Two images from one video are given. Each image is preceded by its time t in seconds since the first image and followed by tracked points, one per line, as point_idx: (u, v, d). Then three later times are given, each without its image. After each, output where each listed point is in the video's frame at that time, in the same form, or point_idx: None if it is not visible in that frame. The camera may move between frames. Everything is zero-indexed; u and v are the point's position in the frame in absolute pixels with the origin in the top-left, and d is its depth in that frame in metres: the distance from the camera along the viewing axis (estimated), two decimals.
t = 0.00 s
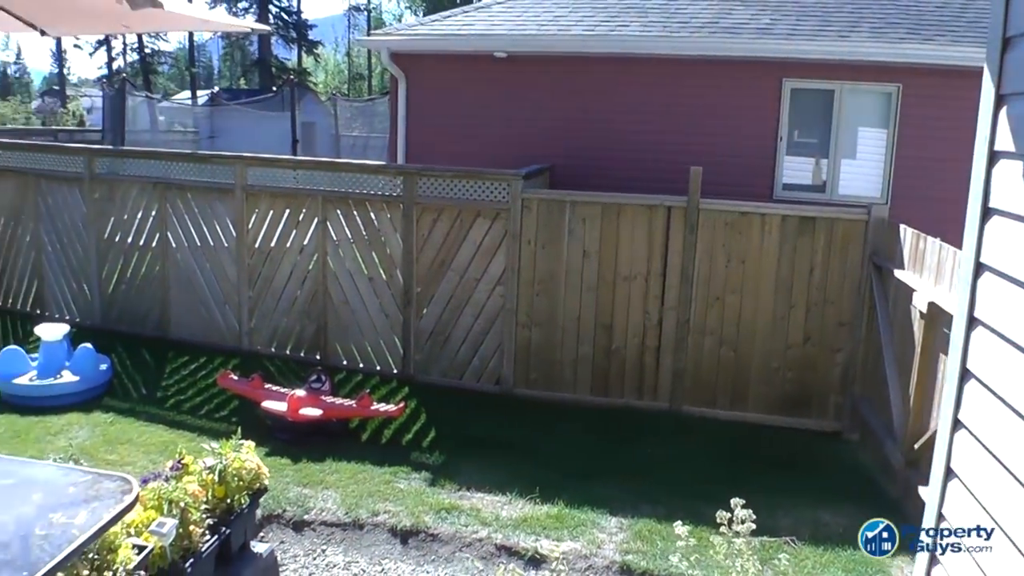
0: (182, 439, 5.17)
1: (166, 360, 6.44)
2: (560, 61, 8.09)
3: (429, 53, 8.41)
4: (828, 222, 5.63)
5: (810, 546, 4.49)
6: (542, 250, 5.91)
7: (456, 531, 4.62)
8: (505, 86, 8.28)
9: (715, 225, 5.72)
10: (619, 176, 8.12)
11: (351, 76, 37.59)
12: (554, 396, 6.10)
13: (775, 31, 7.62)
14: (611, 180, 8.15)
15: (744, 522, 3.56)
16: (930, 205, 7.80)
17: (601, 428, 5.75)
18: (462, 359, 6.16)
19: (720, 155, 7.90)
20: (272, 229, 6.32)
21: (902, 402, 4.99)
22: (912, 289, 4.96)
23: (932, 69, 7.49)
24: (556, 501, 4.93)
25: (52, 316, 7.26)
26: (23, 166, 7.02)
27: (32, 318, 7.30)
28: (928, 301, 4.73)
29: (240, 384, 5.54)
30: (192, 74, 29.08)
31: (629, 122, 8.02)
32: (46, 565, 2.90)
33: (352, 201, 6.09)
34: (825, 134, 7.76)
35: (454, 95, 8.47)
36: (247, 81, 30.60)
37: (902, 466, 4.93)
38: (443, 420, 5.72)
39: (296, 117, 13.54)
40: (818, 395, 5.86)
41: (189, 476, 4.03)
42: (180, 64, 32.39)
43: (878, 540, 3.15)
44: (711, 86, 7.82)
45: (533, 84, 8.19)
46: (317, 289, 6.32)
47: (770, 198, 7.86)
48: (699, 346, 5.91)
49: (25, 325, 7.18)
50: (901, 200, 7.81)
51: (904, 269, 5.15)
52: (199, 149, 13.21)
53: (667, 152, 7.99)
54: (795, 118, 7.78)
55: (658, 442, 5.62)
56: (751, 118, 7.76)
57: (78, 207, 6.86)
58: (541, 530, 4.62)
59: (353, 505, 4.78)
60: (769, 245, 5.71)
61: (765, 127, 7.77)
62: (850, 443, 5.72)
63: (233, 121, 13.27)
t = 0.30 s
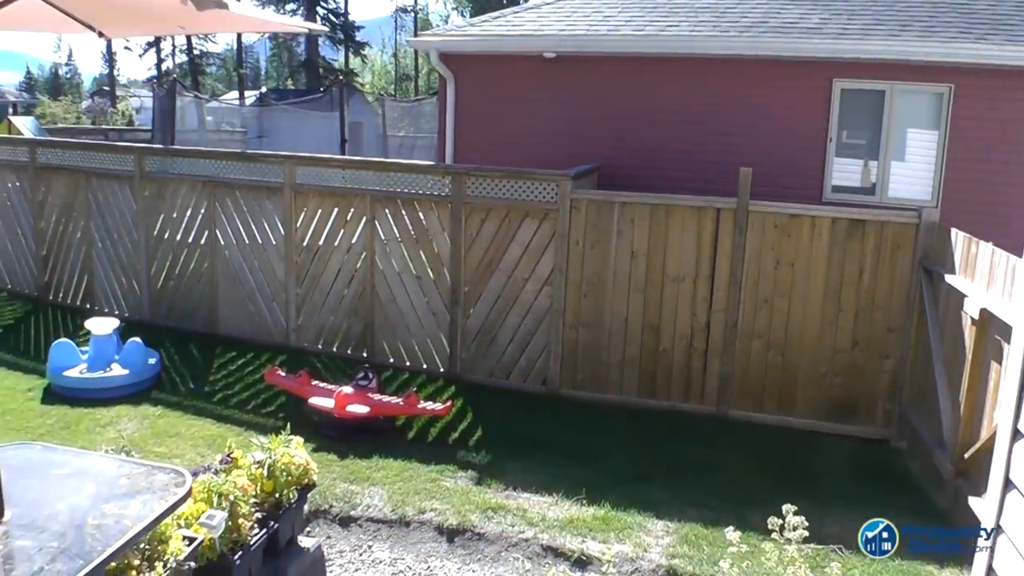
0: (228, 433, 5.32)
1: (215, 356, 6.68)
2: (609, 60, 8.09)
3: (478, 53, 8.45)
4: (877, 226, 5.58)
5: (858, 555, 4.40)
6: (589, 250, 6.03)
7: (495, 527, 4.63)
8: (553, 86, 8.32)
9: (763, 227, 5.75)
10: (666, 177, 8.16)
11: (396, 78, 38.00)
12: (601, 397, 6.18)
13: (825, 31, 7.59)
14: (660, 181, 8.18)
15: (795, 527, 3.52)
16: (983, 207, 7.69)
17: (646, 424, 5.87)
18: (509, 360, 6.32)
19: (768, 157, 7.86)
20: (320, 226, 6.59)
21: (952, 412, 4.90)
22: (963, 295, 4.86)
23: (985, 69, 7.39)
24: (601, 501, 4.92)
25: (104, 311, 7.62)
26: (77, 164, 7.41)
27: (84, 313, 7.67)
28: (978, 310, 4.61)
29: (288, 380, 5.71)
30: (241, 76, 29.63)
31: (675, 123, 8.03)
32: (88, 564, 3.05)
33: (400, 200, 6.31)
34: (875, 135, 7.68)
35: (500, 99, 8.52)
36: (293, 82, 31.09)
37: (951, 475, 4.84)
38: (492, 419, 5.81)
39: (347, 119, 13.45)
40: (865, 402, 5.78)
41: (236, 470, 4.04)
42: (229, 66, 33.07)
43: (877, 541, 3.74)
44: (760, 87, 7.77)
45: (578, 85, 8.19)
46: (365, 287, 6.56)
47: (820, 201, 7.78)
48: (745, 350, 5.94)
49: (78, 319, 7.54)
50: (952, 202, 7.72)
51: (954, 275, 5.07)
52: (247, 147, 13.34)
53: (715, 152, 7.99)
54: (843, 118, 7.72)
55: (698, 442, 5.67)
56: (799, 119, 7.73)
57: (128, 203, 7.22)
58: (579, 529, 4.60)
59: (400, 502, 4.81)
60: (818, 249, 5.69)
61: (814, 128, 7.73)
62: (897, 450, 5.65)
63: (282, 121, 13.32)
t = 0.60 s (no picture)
0: (273, 429, 5.35)
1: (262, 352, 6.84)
2: (658, 58, 8.13)
3: (527, 54, 8.60)
4: (926, 228, 5.48)
5: (906, 565, 4.28)
6: (637, 251, 6.05)
7: (520, 519, 4.67)
8: (601, 83, 8.42)
9: (814, 229, 5.69)
10: (712, 177, 8.15)
11: (442, 79, 38.24)
12: (647, 399, 6.20)
13: (875, 29, 7.51)
14: (706, 181, 8.15)
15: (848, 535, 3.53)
16: None
17: (695, 430, 5.83)
18: (555, 361, 6.37)
19: (817, 156, 7.83)
20: (366, 225, 6.73)
21: (1003, 420, 4.76)
22: (1013, 298, 4.73)
23: None
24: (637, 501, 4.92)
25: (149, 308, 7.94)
26: (125, 163, 7.75)
27: (132, 308, 7.99)
28: None
29: (335, 377, 5.83)
30: (287, 76, 30.08)
31: (723, 121, 8.02)
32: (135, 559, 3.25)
33: (448, 200, 6.42)
34: (924, 136, 7.58)
35: (549, 98, 8.65)
36: (341, 82, 31.50)
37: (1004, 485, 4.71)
38: (536, 421, 5.83)
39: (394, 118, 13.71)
40: (913, 407, 5.68)
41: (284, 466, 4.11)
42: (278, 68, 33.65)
43: (880, 540, 3.94)
44: (805, 86, 7.75)
45: (627, 84, 8.30)
46: (412, 287, 6.68)
47: (868, 202, 7.70)
48: (793, 353, 5.87)
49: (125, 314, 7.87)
50: (1005, 203, 7.55)
51: (1005, 278, 4.94)
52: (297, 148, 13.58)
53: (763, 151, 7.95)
54: (893, 118, 7.62)
55: (739, 446, 5.62)
56: (847, 118, 7.68)
57: (176, 200, 7.51)
58: (607, 524, 4.64)
59: (446, 502, 4.82)
60: (867, 251, 5.61)
61: (863, 128, 7.65)
62: (946, 458, 5.53)
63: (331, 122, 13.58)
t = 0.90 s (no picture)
0: (317, 428, 5.39)
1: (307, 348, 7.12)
2: (704, 59, 8.31)
3: (575, 56, 8.91)
4: (977, 230, 5.36)
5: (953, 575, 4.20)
6: (684, 253, 6.13)
7: (522, 513, 4.75)
8: (649, 83, 8.65)
9: (862, 232, 5.63)
10: (759, 177, 8.26)
11: (486, 80, 38.46)
12: (694, 400, 6.29)
13: (924, 28, 7.45)
14: (750, 184, 8.30)
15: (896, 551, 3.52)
16: None
17: (737, 429, 5.92)
18: (600, 362, 6.53)
19: (865, 155, 7.83)
20: (412, 227, 7.06)
21: None
22: None
23: None
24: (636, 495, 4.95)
25: (194, 304, 8.46)
26: (173, 163, 8.17)
27: (178, 304, 8.50)
28: None
29: (381, 376, 5.90)
30: (332, 78, 30.51)
31: (770, 122, 8.12)
32: (182, 556, 3.45)
33: (495, 201, 6.65)
34: (973, 135, 7.49)
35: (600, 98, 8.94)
36: (388, 83, 31.93)
37: None
38: (579, 422, 5.87)
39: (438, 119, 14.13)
40: (963, 415, 5.57)
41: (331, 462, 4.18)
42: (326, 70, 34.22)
43: (879, 540, 4.43)
44: (849, 86, 7.79)
45: (674, 85, 8.50)
46: (458, 285, 6.95)
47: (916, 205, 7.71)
48: (841, 358, 5.84)
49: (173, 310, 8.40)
50: None
51: None
52: (344, 149, 14.22)
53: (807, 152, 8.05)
54: (942, 118, 7.55)
55: (781, 448, 5.61)
56: (895, 119, 7.65)
57: (223, 202, 7.98)
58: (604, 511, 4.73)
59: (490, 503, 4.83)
60: (916, 255, 5.52)
61: (912, 129, 7.59)
62: (995, 468, 5.40)
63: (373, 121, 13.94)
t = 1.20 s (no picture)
0: (361, 426, 5.44)
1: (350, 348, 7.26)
2: (750, 60, 8.32)
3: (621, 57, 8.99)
4: None
5: None
6: (730, 255, 6.14)
7: (523, 513, 4.74)
8: (695, 85, 8.67)
9: (909, 236, 5.57)
10: (805, 180, 8.25)
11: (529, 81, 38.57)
12: (738, 404, 6.29)
13: (973, 27, 7.34)
14: (796, 187, 8.29)
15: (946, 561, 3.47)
16: None
17: (781, 434, 5.91)
18: (644, 364, 6.57)
19: (912, 157, 7.76)
20: (457, 227, 7.15)
21: None
22: None
23: None
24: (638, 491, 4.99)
25: (239, 301, 8.72)
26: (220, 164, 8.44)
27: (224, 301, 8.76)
28: None
29: (425, 376, 5.96)
30: (376, 79, 30.89)
31: (815, 124, 8.12)
32: (232, 551, 3.50)
33: (540, 202, 6.72)
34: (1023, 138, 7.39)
35: (647, 100, 8.99)
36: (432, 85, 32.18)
37: None
38: (623, 426, 5.89)
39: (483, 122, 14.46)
40: (1010, 423, 5.45)
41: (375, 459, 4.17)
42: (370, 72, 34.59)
43: (879, 541, 4.42)
44: (895, 87, 7.73)
45: (720, 87, 8.53)
46: (503, 286, 7.02)
47: (964, 208, 7.64)
48: (887, 363, 5.77)
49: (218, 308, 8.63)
50: None
51: None
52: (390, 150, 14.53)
53: (852, 155, 8.01)
54: (991, 120, 7.48)
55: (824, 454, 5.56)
56: (943, 121, 7.59)
57: (268, 204, 8.19)
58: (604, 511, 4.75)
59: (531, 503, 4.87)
60: (964, 259, 5.43)
61: (960, 131, 7.54)
62: None
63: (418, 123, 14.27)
